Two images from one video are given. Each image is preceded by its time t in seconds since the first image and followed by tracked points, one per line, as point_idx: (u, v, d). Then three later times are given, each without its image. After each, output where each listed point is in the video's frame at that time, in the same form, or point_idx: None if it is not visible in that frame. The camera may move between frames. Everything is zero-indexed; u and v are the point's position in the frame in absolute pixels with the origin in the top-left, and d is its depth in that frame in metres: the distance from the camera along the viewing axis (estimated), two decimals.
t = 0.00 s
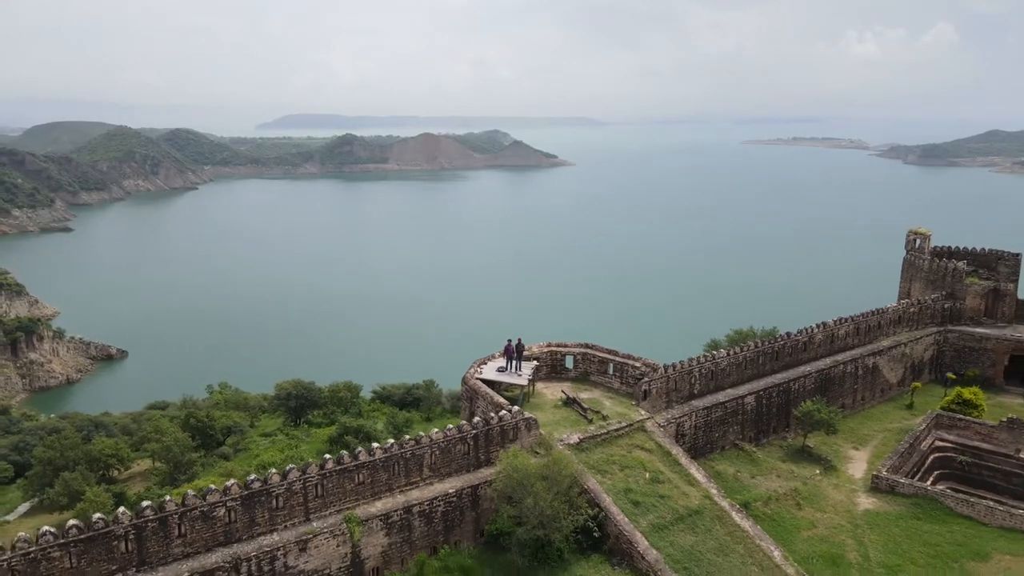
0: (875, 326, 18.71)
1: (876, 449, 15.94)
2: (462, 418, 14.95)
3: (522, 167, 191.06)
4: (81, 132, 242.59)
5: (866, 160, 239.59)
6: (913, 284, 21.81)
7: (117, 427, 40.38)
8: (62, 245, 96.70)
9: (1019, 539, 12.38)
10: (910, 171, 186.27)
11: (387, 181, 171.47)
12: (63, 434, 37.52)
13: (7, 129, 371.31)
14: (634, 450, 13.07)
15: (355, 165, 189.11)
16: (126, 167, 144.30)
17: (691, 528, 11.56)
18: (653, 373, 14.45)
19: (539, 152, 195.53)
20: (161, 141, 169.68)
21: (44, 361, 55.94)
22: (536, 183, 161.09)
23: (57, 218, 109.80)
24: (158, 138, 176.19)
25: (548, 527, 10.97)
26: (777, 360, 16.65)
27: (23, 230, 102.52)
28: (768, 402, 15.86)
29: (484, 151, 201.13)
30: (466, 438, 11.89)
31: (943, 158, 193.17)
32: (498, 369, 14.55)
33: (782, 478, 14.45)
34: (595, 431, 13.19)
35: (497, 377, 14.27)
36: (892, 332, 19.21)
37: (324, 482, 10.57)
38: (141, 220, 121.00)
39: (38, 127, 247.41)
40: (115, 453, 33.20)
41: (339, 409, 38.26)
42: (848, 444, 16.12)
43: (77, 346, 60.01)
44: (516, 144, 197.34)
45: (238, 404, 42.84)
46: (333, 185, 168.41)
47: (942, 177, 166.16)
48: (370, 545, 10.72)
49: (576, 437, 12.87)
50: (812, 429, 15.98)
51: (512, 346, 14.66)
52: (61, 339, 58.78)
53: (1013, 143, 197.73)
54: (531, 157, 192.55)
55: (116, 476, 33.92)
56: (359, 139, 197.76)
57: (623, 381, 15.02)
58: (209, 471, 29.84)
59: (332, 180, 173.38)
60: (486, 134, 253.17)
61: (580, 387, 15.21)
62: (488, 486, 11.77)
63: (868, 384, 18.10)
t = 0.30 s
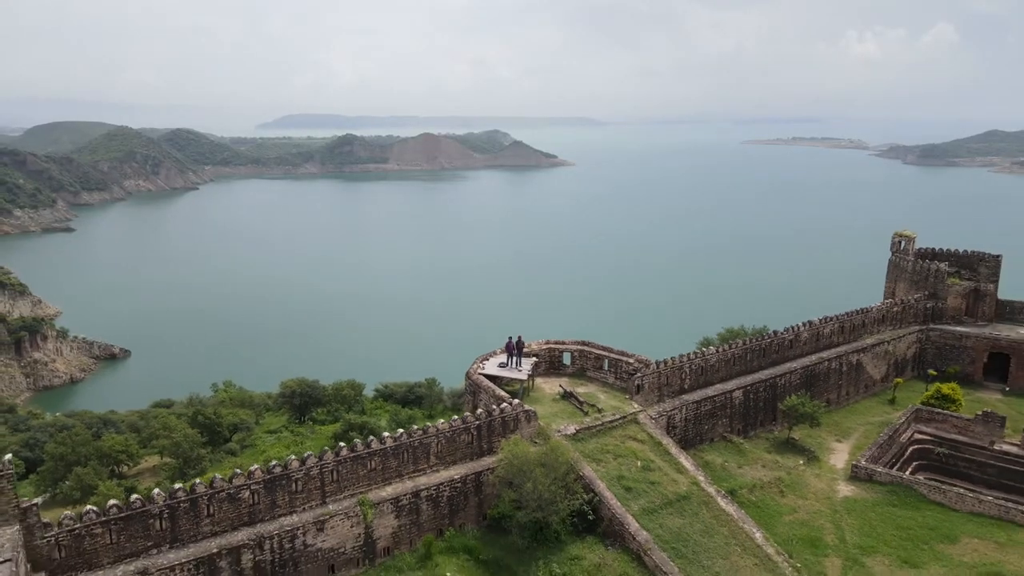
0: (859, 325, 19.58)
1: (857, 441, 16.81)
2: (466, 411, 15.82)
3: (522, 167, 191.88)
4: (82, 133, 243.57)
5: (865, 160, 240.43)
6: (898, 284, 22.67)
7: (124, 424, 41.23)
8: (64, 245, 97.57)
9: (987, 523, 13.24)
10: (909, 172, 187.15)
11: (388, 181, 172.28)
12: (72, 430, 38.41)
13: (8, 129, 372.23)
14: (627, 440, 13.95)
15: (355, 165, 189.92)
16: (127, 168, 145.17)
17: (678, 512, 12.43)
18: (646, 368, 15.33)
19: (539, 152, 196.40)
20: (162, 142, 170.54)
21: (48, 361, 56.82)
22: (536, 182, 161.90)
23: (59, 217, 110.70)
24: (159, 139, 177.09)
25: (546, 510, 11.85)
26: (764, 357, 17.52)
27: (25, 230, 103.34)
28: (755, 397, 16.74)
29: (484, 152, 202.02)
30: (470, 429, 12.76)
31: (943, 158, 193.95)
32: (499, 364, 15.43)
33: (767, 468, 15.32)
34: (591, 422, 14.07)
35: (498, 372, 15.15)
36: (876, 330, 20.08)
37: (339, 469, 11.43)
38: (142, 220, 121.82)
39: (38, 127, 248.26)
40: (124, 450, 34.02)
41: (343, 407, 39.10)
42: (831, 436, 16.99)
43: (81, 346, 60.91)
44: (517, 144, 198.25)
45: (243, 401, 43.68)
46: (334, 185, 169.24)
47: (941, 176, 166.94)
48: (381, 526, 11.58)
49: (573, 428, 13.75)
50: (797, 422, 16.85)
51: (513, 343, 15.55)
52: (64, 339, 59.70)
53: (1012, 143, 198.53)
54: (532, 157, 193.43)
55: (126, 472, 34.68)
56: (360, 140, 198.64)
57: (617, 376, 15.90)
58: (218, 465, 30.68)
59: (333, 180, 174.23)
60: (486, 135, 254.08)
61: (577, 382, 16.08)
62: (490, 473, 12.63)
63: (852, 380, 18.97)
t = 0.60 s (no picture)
0: (846, 323, 20.38)
1: (842, 434, 17.62)
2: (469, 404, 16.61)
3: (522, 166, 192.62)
4: (82, 133, 244.35)
5: (864, 160, 241.20)
6: (886, 284, 23.47)
7: (130, 421, 42.03)
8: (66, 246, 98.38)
9: (960, 510, 14.05)
10: (908, 171, 188.00)
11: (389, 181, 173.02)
12: (81, 427, 39.20)
13: (8, 129, 373.05)
14: (621, 432, 14.76)
15: (355, 165, 190.69)
16: (127, 168, 145.98)
17: (669, 498, 13.25)
18: (640, 364, 16.13)
19: (539, 152, 197.23)
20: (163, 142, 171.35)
21: (51, 360, 57.62)
22: (536, 182, 162.61)
23: (60, 216, 111.53)
24: (160, 139, 177.83)
25: (543, 496, 12.66)
26: (754, 354, 18.32)
27: (27, 230, 104.03)
28: (744, 391, 17.54)
29: (484, 152, 202.84)
30: (473, 420, 13.57)
31: (942, 158, 194.71)
32: (500, 360, 16.25)
33: (755, 459, 16.13)
34: (587, 415, 14.88)
35: (500, 368, 15.96)
36: (863, 328, 20.89)
37: (351, 456, 12.23)
38: (142, 220, 122.62)
39: (38, 127, 249.01)
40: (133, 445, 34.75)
41: (346, 404, 39.95)
42: (817, 429, 17.80)
43: (84, 346, 61.77)
44: (517, 144, 199.12)
45: (247, 399, 44.54)
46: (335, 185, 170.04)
47: (939, 177, 167.69)
48: (390, 511, 12.37)
49: (570, 420, 14.56)
50: (784, 415, 17.65)
51: (513, 341, 16.37)
52: (67, 339, 60.54)
53: (1010, 143, 199.27)
54: (532, 157, 194.22)
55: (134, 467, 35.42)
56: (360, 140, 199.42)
57: (613, 371, 16.71)
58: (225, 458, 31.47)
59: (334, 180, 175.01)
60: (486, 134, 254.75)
61: (574, 378, 16.88)
62: (492, 462, 13.44)
63: (839, 376, 19.77)
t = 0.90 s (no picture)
0: (831, 321, 21.34)
1: (825, 426, 18.58)
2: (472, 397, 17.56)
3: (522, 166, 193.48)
4: (82, 133, 245.25)
5: (863, 159, 242.12)
6: (871, 283, 24.44)
7: (137, 418, 42.97)
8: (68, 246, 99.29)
9: (932, 495, 15.00)
10: (906, 171, 188.91)
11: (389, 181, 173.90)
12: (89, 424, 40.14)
13: (8, 129, 374.18)
14: (615, 422, 15.72)
15: (355, 165, 191.58)
16: (128, 168, 146.91)
17: (659, 483, 14.22)
18: (633, 359, 17.10)
19: (539, 152, 198.14)
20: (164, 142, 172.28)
21: (55, 360, 58.53)
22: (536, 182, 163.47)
23: (61, 217, 112.47)
24: (161, 139, 178.75)
25: (542, 481, 13.64)
26: (742, 350, 19.28)
27: (28, 230, 104.83)
28: (732, 385, 18.50)
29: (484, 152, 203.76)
30: (476, 410, 14.55)
31: (940, 158, 195.57)
32: (501, 355, 17.21)
33: (742, 449, 17.09)
34: (583, 406, 15.84)
35: (501, 363, 16.92)
36: (848, 326, 21.84)
37: (363, 443, 13.19)
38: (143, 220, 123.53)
39: (38, 128, 250.02)
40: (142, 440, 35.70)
41: (349, 400, 40.92)
42: (802, 422, 18.76)
43: (88, 346, 62.70)
44: (517, 144, 200.07)
45: (251, 396, 45.48)
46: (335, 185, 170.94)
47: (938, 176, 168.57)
48: (400, 494, 13.32)
49: (567, 411, 15.52)
50: (771, 408, 18.61)
51: (514, 337, 17.33)
52: (71, 338, 61.46)
53: (1008, 142, 200.15)
54: (531, 157, 195.14)
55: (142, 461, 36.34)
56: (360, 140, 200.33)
57: (608, 366, 17.67)
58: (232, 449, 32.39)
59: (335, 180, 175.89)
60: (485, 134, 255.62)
61: (571, 372, 17.84)
62: (494, 450, 14.41)
63: (824, 371, 20.72)
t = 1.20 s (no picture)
0: (819, 318, 22.23)
1: (812, 418, 19.46)
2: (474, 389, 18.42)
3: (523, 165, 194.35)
4: (82, 133, 245.85)
5: (863, 159, 243.14)
6: (859, 283, 25.35)
7: (144, 414, 43.74)
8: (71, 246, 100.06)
9: (910, 482, 15.86)
10: (905, 172, 189.99)
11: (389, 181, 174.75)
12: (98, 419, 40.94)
13: (8, 129, 375.07)
14: (610, 414, 16.60)
15: (355, 165, 192.42)
16: (129, 168, 147.66)
17: (651, 470, 15.10)
18: (627, 355, 18.00)
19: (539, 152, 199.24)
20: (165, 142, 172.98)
21: (59, 359, 59.30)
22: (536, 182, 164.35)
23: (62, 217, 113.29)
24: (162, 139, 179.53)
25: (540, 468, 14.54)
26: (732, 346, 20.17)
27: (30, 230, 105.41)
28: (722, 380, 19.40)
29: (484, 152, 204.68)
30: (478, 402, 15.46)
31: (939, 157, 196.51)
32: (502, 351, 18.11)
33: (732, 440, 17.97)
34: (580, 399, 16.74)
35: (502, 358, 17.82)
36: (835, 323, 22.72)
37: (373, 432, 14.07)
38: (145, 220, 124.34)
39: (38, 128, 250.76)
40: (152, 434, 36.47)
41: (353, 397, 41.75)
42: (789, 415, 19.64)
43: (91, 344, 63.55)
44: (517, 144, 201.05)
45: (255, 394, 46.31)
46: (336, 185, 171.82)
47: (936, 176, 169.55)
48: (408, 480, 14.19)
49: (564, 403, 16.41)
50: (760, 402, 19.48)
51: (514, 333, 18.23)
52: (74, 338, 62.25)
53: (1006, 142, 201.15)
54: (531, 157, 196.19)
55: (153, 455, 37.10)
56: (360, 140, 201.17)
57: (604, 361, 18.56)
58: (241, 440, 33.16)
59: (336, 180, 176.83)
60: (485, 134, 256.66)
61: (569, 367, 18.73)
62: (496, 439, 15.29)
63: (812, 367, 21.60)
